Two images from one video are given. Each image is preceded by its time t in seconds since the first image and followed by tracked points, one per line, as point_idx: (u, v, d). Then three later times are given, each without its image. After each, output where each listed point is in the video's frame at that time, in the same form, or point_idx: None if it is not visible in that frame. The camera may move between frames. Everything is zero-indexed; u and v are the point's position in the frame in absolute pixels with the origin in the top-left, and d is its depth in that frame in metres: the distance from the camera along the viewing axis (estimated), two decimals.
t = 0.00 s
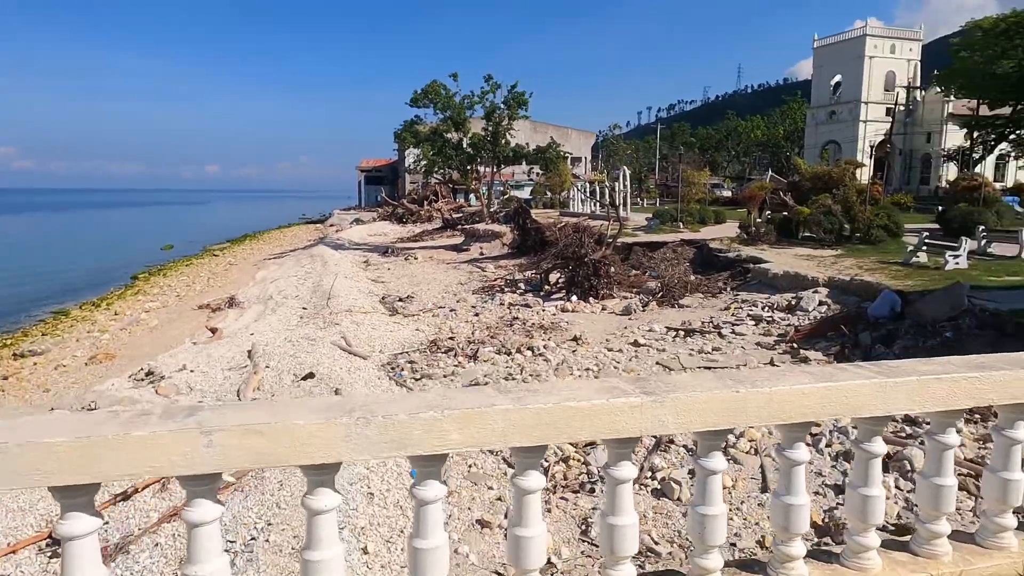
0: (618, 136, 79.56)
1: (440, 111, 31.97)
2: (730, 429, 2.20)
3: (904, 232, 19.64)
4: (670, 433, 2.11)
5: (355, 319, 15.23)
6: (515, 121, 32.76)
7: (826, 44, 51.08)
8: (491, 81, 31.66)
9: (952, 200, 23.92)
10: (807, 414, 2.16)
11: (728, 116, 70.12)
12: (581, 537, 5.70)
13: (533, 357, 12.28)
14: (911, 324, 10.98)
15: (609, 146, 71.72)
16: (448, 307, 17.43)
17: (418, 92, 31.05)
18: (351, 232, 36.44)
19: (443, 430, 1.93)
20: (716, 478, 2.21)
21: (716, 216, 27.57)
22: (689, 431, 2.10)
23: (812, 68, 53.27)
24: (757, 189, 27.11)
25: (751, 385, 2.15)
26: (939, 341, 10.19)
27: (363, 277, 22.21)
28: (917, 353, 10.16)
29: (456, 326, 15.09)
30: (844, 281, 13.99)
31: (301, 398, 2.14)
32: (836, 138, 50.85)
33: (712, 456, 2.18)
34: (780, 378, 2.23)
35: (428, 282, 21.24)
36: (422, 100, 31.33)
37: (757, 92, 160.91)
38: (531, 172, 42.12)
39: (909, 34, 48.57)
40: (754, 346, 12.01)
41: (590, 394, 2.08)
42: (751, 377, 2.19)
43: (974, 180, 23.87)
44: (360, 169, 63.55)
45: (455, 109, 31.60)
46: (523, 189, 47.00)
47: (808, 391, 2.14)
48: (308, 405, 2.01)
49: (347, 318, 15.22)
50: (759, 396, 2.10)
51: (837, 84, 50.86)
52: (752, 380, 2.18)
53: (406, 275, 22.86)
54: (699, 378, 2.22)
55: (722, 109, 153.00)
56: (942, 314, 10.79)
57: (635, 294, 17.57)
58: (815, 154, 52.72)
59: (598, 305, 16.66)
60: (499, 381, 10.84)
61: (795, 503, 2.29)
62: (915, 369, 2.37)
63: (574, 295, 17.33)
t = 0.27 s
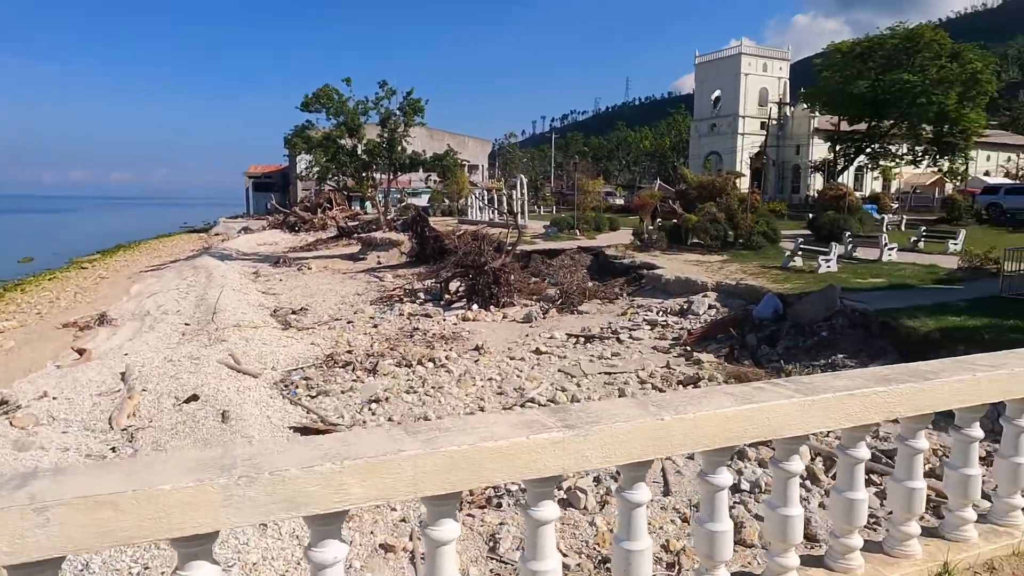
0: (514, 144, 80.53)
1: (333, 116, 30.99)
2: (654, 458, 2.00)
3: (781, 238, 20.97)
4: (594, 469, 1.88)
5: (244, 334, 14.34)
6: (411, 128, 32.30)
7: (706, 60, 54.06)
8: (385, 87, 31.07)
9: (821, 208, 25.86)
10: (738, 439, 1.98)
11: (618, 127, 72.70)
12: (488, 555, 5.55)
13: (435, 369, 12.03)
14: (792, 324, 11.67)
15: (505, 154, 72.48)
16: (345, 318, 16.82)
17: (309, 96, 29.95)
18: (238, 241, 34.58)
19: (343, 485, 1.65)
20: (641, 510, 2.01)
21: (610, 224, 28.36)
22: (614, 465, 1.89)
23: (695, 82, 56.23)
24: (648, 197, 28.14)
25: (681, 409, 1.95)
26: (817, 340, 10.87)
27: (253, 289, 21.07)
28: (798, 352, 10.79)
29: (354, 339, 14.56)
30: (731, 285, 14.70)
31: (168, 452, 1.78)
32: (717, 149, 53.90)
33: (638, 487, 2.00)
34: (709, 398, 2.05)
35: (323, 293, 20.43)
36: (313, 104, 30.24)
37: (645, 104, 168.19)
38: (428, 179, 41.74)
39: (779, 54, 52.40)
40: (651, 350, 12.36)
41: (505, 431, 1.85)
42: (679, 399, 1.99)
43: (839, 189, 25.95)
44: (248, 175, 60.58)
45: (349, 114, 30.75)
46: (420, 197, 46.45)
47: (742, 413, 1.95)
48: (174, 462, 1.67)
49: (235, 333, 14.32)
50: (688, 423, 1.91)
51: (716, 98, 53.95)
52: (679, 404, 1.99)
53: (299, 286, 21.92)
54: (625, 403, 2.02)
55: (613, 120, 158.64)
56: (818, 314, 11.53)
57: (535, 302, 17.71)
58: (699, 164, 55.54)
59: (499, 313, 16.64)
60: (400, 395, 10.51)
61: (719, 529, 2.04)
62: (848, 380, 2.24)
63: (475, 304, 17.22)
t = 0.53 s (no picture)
0: (408, 157, 79.75)
1: (214, 124, 29.31)
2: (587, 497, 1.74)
3: (669, 250, 21.89)
4: (525, 518, 1.66)
5: (115, 360, 13.11)
6: (300, 139, 31.11)
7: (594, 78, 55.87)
8: (272, 96, 29.78)
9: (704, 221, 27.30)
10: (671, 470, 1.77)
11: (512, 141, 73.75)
12: None
13: (331, 390, 11.49)
14: (683, 334, 12.12)
15: (399, 167, 71.59)
16: (231, 339, 15.81)
17: (187, 104, 28.16)
18: (107, 258, 31.85)
19: (234, 564, 1.37)
20: (571, 555, 1.75)
21: (507, 236, 28.55)
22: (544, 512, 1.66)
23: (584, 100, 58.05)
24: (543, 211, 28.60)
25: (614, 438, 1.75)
26: (708, 348, 11.32)
27: (125, 310, 19.40)
28: (691, 360, 11.18)
29: (241, 361, 13.68)
30: (625, 296, 15.10)
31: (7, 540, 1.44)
32: (606, 164, 55.83)
33: (568, 529, 1.75)
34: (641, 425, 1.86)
35: (205, 313, 19.14)
36: (192, 111, 28.46)
37: (536, 118, 171.89)
38: (319, 192, 40.41)
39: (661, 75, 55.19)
40: (552, 363, 12.43)
41: (425, 483, 1.61)
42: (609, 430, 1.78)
43: (719, 203, 27.50)
44: (118, 186, 56.17)
45: (232, 123, 29.20)
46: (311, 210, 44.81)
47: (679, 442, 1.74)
48: (12, 555, 1.34)
49: (104, 360, 13.06)
50: (619, 459, 1.70)
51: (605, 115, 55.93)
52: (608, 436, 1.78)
53: (178, 306, 20.42)
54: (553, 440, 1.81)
55: (506, 134, 161.01)
56: (707, 323, 12.04)
57: (434, 317, 17.46)
58: (590, 179, 57.20)
59: (397, 330, 16.25)
60: (294, 420, 9.94)
61: (650, 570, 1.81)
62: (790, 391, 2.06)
63: (372, 321, 16.73)
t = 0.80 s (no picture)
0: (302, 168, 77.16)
1: (86, 130, 27.04)
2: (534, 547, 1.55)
3: (571, 263, 22.29)
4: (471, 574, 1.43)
5: None
6: (185, 148, 29.29)
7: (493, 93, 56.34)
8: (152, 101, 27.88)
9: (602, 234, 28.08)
10: (624, 506, 1.60)
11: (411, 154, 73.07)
12: None
13: (223, 417, 10.74)
14: (588, 346, 12.31)
15: (293, 178, 69.11)
16: (108, 363, 14.52)
17: (53, 107, 25.82)
18: None
19: None
20: None
21: (409, 250, 28.11)
22: (495, 566, 1.46)
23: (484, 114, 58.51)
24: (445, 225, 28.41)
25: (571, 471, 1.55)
26: (612, 360, 11.53)
27: None
28: (596, 372, 11.36)
29: (120, 388, 12.55)
30: (530, 309, 15.19)
31: None
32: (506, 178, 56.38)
33: None
34: (593, 455, 1.68)
35: (77, 335, 17.51)
36: (60, 116, 26.11)
37: (435, 131, 171.50)
38: (206, 203, 38.23)
39: (558, 92, 56.57)
40: (458, 379, 12.25)
41: (359, 544, 1.39)
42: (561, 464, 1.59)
43: (616, 217, 28.39)
44: None
45: (107, 130, 27.06)
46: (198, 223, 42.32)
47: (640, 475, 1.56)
48: None
49: None
50: (571, 498, 1.51)
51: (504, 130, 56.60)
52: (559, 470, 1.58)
53: (45, 328, 18.55)
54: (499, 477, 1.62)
55: (405, 147, 159.56)
56: (611, 335, 12.28)
57: (334, 334, 16.86)
58: (490, 192, 57.48)
59: (295, 348, 15.54)
60: (182, 450, 9.19)
61: None
62: (734, 410, 1.99)
63: (267, 340, 15.91)
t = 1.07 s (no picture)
0: (237, 175, 74.86)
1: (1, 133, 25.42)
2: None
3: (516, 272, 22.27)
4: None
5: None
6: (110, 153, 27.90)
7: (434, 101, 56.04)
8: (74, 103, 26.47)
9: (546, 243, 28.22)
10: (616, 532, 1.47)
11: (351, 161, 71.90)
12: None
13: (155, 436, 10.17)
14: (536, 354, 12.27)
15: (227, 185, 66.96)
16: (26, 381, 13.59)
17: None
18: None
19: None
20: None
21: (350, 260, 27.53)
22: None
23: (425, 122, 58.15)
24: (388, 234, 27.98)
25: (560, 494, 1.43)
26: (560, 368, 11.51)
27: None
28: (545, 381, 11.31)
29: (39, 407, 11.73)
30: (476, 319, 15.05)
31: None
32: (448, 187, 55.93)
33: None
34: (583, 475, 1.57)
35: None
36: None
37: (376, 138, 169.53)
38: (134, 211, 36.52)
39: (500, 101, 56.78)
40: (405, 391, 12.00)
41: None
42: (551, 487, 1.47)
43: (560, 226, 28.59)
44: None
45: (24, 133, 25.52)
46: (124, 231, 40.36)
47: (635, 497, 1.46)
48: None
49: None
50: (567, 523, 1.36)
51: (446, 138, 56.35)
52: (549, 494, 1.46)
53: None
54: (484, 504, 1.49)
55: (344, 155, 157.01)
56: (558, 344, 12.28)
57: (273, 347, 16.33)
58: (432, 201, 57.02)
59: (232, 362, 14.95)
60: (109, 473, 8.63)
61: None
62: (716, 422, 1.93)
63: (201, 354, 15.24)
